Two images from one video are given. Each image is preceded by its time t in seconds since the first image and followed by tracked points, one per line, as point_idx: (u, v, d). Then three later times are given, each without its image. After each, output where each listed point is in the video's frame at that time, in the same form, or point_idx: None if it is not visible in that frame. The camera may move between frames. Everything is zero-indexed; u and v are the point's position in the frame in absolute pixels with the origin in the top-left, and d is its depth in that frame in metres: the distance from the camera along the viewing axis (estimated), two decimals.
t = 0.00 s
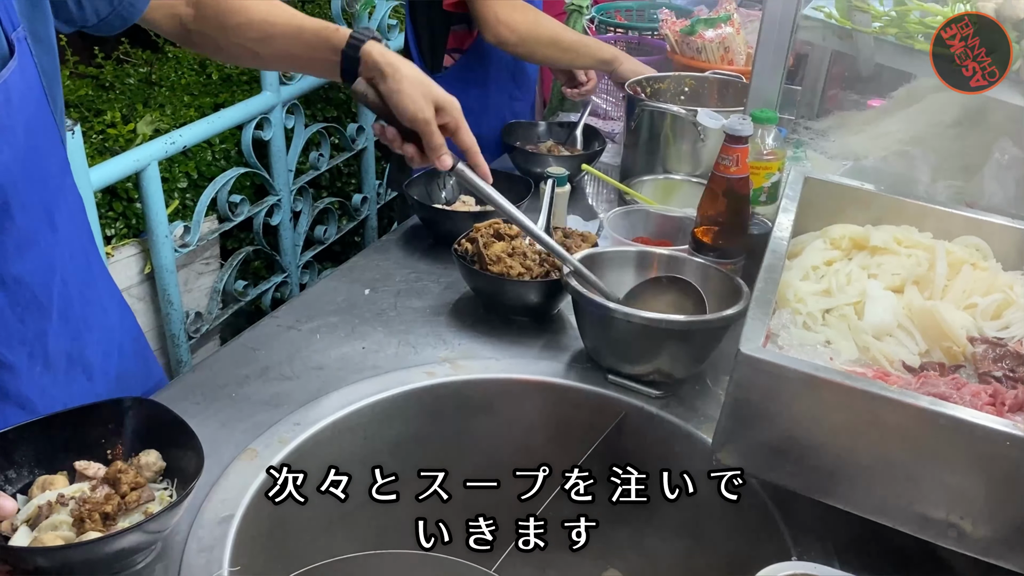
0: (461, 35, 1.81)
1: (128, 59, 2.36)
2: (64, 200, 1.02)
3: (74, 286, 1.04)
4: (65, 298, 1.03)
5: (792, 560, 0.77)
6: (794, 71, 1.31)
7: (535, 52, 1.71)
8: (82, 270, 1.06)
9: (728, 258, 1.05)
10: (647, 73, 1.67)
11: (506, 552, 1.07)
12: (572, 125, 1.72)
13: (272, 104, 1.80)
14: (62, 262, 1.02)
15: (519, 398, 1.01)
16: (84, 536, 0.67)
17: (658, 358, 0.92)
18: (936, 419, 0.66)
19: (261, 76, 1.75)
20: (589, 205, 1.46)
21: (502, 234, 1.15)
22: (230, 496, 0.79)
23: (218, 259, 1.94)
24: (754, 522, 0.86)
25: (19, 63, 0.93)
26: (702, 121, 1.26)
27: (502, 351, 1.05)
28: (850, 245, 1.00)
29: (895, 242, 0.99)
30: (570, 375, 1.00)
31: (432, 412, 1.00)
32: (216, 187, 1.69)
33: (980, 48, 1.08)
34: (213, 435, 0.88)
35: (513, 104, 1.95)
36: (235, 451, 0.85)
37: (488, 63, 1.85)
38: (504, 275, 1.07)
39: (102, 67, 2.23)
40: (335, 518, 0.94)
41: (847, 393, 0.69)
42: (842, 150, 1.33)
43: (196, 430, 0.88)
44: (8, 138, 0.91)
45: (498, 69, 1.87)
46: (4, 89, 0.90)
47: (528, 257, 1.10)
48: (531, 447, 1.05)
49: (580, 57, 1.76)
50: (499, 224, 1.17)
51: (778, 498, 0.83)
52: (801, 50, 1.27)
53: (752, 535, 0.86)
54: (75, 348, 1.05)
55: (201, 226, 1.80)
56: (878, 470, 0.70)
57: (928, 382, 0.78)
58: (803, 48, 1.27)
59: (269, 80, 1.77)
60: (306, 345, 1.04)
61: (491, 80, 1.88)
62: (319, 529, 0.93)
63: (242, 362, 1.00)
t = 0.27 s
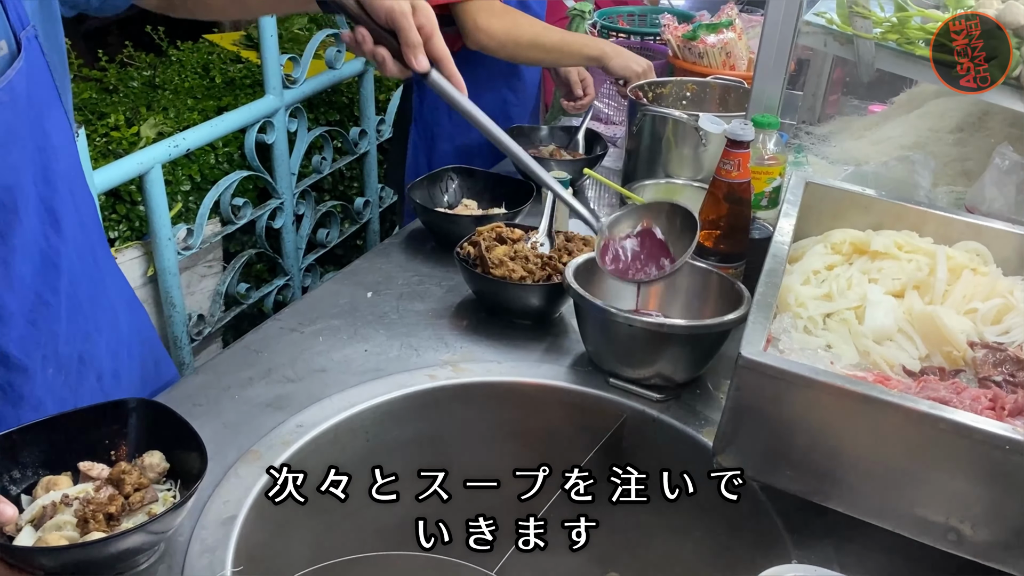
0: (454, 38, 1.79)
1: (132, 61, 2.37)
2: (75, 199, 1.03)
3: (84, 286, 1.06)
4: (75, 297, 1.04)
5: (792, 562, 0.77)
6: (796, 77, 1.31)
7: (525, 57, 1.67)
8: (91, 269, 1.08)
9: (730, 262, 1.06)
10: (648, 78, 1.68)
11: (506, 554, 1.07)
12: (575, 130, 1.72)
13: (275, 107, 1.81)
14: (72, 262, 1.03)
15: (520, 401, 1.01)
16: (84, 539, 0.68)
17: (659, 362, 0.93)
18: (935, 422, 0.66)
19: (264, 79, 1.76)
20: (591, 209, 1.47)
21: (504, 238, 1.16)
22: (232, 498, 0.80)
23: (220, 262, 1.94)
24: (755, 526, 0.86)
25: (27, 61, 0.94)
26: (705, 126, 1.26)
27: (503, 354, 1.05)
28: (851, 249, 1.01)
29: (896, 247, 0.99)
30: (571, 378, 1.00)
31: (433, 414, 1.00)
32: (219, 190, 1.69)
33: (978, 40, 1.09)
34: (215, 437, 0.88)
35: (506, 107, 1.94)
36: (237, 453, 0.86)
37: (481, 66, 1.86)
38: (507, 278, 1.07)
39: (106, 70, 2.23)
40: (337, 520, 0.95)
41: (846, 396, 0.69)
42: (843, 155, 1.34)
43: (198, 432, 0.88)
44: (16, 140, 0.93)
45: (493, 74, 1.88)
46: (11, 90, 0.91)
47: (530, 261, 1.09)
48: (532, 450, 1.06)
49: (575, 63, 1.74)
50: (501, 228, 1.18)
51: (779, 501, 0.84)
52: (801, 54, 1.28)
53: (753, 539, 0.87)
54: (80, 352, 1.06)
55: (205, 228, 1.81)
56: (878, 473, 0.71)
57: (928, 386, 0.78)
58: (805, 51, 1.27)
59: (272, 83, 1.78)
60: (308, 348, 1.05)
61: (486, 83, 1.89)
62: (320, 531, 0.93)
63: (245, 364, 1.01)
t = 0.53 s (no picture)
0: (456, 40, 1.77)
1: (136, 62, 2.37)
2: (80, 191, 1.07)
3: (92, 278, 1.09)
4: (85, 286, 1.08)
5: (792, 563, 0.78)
6: (798, 80, 1.33)
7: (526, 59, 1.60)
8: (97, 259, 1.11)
9: (732, 263, 1.06)
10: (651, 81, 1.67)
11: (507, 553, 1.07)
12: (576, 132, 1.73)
13: (278, 108, 1.82)
14: (83, 251, 1.07)
15: (521, 401, 1.01)
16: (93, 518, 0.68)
17: (660, 363, 0.93)
18: (935, 423, 0.66)
19: (267, 81, 1.77)
20: (592, 211, 1.47)
21: (507, 239, 1.16)
22: (235, 496, 0.80)
23: (223, 262, 1.95)
24: (755, 526, 0.87)
25: (34, 54, 0.99)
26: (705, 129, 1.26)
27: (505, 355, 1.06)
28: (852, 251, 1.01)
29: (897, 249, 0.99)
30: (572, 379, 1.00)
31: (435, 414, 1.01)
32: (222, 191, 1.70)
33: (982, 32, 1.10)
34: (218, 435, 0.88)
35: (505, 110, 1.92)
36: (239, 452, 0.86)
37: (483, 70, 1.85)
38: (508, 279, 1.07)
39: (110, 72, 2.24)
40: (339, 519, 0.95)
41: (846, 397, 0.69)
42: (845, 158, 1.35)
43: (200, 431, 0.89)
44: (30, 133, 0.97)
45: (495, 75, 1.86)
46: (22, 84, 0.95)
47: (532, 262, 1.10)
48: (533, 450, 1.06)
49: (581, 66, 1.72)
50: (503, 229, 1.18)
51: (778, 502, 0.84)
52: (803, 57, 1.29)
53: (753, 539, 0.87)
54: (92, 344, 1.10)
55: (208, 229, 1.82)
56: (877, 474, 0.71)
57: (928, 388, 0.78)
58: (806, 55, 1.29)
59: (276, 85, 1.78)
60: (311, 348, 1.05)
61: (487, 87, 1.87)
62: (322, 530, 0.93)
63: (248, 363, 1.01)
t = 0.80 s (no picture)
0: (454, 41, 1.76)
1: (139, 64, 2.38)
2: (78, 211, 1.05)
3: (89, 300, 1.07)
4: (84, 304, 1.06)
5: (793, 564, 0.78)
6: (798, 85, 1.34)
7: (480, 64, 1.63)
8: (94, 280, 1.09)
9: (732, 266, 1.06)
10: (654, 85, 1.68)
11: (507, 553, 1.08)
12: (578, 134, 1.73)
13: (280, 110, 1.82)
14: (81, 270, 1.05)
15: (522, 403, 1.02)
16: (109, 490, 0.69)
17: (660, 365, 0.93)
18: (934, 426, 0.66)
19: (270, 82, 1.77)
20: (594, 214, 1.47)
21: (508, 241, 1.17)
22: (237, 496, 0.81)
23: (225, 263, 1.95)
24: (756, 528, 0.87)
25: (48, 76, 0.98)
26: (707, 132, 1.27)
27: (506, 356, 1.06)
28: (852, 255, 1.01)
29: (897, 253, 1.00)
30: (573, 381, 1.01)
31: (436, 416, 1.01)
32: (225, 193, 1.70)
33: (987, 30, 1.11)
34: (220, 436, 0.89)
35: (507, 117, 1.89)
36: (241, 452, 0.87)
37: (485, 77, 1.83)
38: (509, 281, 1.08)
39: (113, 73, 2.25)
40: (341, 519, 0.95)
41: (846, 399, 0.70)
42: (846, 161, 1.35)
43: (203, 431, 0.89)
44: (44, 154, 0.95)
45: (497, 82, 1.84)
46: (41, 105, 0.95)
47: (533, 264, 1.10)
48: (534, 451, 1.06)
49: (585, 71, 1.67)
50: (505, 231, 1.18)
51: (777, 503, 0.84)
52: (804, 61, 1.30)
53: (753, 541, 0.87)
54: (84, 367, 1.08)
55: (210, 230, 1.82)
56: (877, 476, 0.71)
57: (927, 391, 0.79)
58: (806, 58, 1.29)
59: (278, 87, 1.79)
60: (313, 348, 1.06)
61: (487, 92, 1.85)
62: (324, 530, 0.94)
63: (250, 363, 1.01)
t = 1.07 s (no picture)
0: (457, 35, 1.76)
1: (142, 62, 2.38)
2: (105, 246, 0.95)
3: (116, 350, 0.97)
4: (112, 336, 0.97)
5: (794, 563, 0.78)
6: (801, 85, 1.34)
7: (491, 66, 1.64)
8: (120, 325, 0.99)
9: (735, 266, 1.07)
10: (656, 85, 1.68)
11: (507, 554, 1.07)
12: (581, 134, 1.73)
13: (283, 109, 1.82)
14: (107, 311, 0.96)
15: (523, 402, 1.02)
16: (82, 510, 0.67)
17: (662, 365, 0.93)
18: (936, 425, 0.66)
19: (273, 81, 1.78)
20: (596, 213, 1.47)
21: (511, 240, 1.17)
22: (239, 493, 0.81)
23: (227, 263, 1.95)
24: (757, 527, 0.87)
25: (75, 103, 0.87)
26: (710, 132, 1.26)
27: (508, 355, 1.06)
28: (854, 254, 1.01)
29: (899, 253, 1.00)
30: (575, 380, 1.01)
31: (438, 414, 1.01)
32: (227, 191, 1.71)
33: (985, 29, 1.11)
34: (222, 433, 0.89)
35: (502, 117, 1.89)
36: (243, 450, 0.87)
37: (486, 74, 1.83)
38: (512, 280, 1.08)
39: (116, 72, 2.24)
40: (342, 517, 0.95)
41: (849, 398, 0.70)
42: (848, 161, 1.35)
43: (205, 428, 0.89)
44: (60, 186, 0.85)
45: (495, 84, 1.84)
46: (64, 135, 0.85)
47: (536, 263, 1.10)
48: (536, 450, 1.06)
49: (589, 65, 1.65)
50: (507, 230, 1.18)
51: (778, 503, 0.84)
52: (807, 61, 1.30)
53: (753, 540, 0.88)
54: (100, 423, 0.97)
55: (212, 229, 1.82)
56: (879, 475, 0.71)
57: (929, 390, 0.79)
58: (810, 58, 1.30)
59: (281, 85, 1.79)
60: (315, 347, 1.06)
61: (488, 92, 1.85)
62: (326, 527, 0.94)
63: (253, 362, 1.01)
